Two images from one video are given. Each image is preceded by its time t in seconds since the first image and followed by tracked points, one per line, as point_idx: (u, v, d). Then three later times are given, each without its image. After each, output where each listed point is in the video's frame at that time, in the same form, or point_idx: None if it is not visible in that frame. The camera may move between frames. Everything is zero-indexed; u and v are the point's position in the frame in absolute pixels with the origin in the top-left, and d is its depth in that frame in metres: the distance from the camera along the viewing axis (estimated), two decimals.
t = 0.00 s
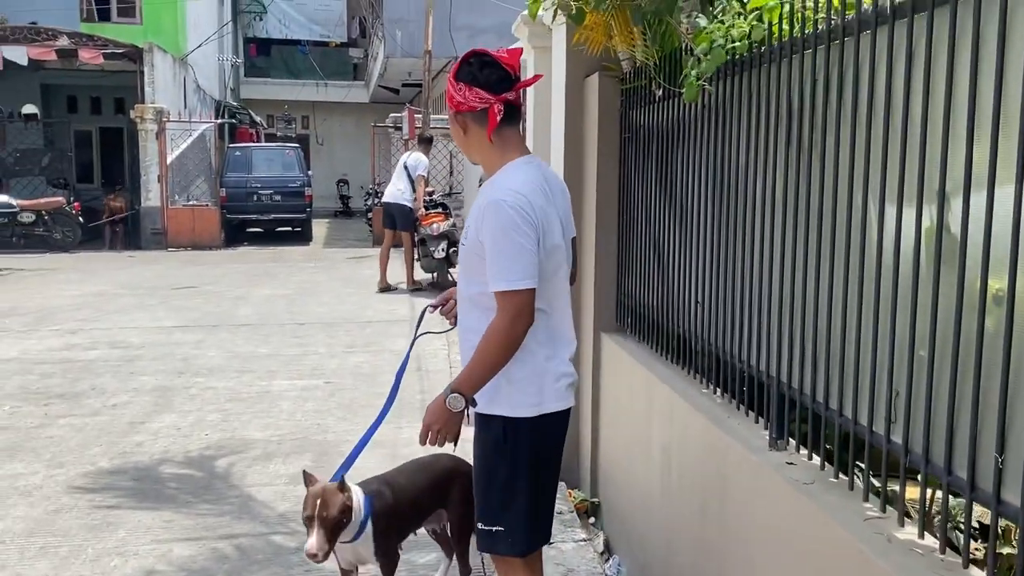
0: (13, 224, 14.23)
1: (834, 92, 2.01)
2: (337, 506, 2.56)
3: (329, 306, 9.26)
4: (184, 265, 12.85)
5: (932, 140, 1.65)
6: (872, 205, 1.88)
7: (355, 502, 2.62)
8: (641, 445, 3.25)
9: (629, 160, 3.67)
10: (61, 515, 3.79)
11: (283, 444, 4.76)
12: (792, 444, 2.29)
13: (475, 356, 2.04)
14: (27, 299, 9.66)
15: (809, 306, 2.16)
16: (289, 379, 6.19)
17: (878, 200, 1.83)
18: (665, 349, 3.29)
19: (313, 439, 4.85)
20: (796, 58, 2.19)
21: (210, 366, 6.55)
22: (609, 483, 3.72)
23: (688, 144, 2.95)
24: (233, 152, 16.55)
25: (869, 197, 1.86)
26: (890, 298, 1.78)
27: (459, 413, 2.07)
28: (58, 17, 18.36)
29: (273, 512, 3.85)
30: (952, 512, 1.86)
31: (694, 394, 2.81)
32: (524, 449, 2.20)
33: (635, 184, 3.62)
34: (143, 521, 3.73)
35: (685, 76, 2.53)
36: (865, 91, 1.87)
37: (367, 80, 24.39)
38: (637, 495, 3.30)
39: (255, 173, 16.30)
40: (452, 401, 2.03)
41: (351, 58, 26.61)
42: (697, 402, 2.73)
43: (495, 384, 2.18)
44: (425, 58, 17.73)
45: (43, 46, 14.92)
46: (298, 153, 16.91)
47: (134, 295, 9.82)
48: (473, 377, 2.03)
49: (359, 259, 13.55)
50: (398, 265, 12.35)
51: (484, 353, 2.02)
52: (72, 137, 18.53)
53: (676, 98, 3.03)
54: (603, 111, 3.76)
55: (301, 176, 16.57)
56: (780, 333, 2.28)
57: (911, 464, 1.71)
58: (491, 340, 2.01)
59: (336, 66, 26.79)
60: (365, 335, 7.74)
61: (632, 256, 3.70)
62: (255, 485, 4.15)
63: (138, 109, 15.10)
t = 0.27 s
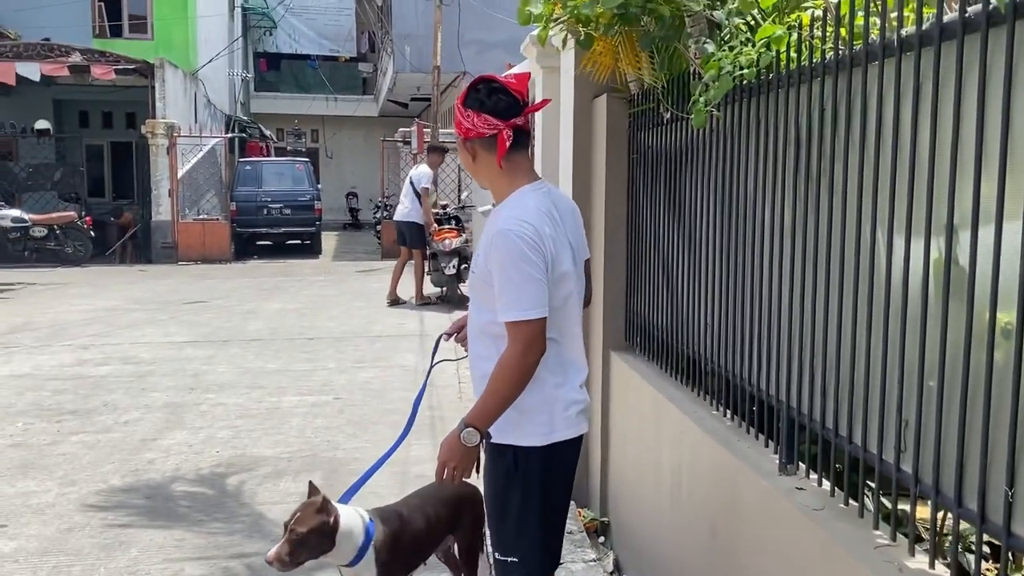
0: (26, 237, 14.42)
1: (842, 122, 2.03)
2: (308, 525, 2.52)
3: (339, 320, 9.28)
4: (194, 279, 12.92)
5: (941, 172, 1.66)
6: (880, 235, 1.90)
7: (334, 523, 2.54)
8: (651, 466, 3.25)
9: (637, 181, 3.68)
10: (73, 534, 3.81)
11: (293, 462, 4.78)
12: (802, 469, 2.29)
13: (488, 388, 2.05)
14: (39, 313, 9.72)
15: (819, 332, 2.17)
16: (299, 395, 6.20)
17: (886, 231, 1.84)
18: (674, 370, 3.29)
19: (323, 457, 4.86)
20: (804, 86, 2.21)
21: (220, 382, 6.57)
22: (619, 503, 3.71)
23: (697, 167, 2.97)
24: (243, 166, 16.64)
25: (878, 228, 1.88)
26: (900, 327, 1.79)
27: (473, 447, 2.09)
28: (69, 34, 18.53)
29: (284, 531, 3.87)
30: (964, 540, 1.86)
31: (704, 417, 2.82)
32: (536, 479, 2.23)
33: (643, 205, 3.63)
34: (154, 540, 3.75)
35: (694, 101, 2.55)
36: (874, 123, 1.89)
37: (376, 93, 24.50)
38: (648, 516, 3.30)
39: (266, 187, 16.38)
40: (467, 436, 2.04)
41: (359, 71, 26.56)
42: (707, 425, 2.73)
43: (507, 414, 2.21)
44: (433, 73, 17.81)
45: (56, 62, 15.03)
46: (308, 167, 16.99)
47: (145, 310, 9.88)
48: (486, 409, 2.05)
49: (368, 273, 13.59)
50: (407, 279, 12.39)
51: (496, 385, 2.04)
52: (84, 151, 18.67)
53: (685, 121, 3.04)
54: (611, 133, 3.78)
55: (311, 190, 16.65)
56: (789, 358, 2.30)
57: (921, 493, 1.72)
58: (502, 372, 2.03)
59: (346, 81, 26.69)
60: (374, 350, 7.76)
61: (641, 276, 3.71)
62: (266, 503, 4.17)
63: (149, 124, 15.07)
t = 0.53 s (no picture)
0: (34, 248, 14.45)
1: (850, 136, 2.03)
2: (301, 531, 2.52)
3: (345, 332, 9.29)
4: (202, 291, 12.95)
5: (950, 187, 1.66)
6: (889, 248, 1.90)
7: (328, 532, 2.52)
8: (659, 479, 3.24)
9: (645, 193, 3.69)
10: (81, 545, 3.82)
11: (300, 474, 4.78)
12: (812, 483, 2.29)
13: (499, 401, 2.06)
14: (47, 325, 9.76)
15: (829, 345, 2.16)
16: (305, 407, 6.20)
17: (896, 245, 1.84)
18: (682, 382, 3.29)
19: (330, 469, 4.86)
20: (812, 99, 2.22)
21: (227, 393, 6.57)
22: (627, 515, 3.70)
23: (705, 179, 2.97)
24: (250, 177, 16.74)
25: (887, 242, 1.88)
26: (910, 341, 1.79)
27: (485, 460, 2.09)
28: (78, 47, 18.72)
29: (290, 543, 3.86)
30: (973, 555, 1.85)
31: (712, 430, 2.81)
32: (543, 493, 2.23)
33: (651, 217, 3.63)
34: (161, 552, 3.75)
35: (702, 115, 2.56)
36: (882, 137, 1.89)
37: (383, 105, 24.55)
38: (656, 529, 3.28)
39: (273, 199, 16.45)
40: (479, 448, 2.06)
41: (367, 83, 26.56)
42: (715, 438, 2.73)
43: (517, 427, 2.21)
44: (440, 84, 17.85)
45: (65, 74, 15.11)
46: (315, 179, 17.05)
47: (153, 321, 9.90)
48: (496, 422, 2.05)
49: (374, 284, 13.61)
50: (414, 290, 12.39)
51: (508, 398, 2.04)
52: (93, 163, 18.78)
53: (692, 133, 3.05)
54: (619, 145, 3.79)
55: (318, 201, 16.68)
56: (798, 372, 2.29)
57: (933, 509, 1.71)
58: (513, 386, 2.03)
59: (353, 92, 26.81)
60: (380, 362, 7.75)
61: (649, 288, 3.70)
62: (273, 515, 4.16)
63: (158, 136, 15.38)
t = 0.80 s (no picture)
0: (41, 258, 14.50)
1: (860, 144, 2.04)
2: (306, 535, 2.57)
3: (351, 341, 9.30)
4: (208, 300, 12.97)
5: (961, 195, 1.67)
6: (899, 256, 1.90)
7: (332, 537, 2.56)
8: (666, 487, 3.24)
9: (652, 202, 3.68)
10: (88, 554, 3.81)
11: (306, 483, 4.77)
12: (821, 491, 2.28)
13: (509, 407, 2.06)
14: (54, 333, 9.78)
15: (838, 353, 2.16)
16: (312, 415, 6.20)
17: (905, 253, 1.84)
18: (690, 391, 3.27)
19: (336, 478, 4.86)
20: (820, 106, 2.22)
21: (234, 402, 6.57)
22: (636, 525, 3.68)
23: (712, 188, 2.96)
24: (256, 187, 16.71)
25: (897, 249, 1.88)
26: (920, 349, 1.79)
27: (496, 464, 2.10)
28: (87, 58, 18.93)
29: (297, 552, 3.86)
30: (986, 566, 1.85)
31: (722, 439, 2.79)
32: (551, 499, 2.22)
33: (658, 225, 3.63)
34: (168, 561, 3.74)
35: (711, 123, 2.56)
36: (891, 144, 1.89)
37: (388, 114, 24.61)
38: (663, 540, 3.27)
39: (278, 208, 16.47)
40: (488, 454, 2.07)
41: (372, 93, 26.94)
42: (725, 447, 2.72)
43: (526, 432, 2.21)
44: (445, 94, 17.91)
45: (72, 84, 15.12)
46: (321, 188, 17.06)
47: (159, 330, 9.91)
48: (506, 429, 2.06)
49: (380, 293, 13.62)
50: (419, 299, 12.39)
51: (517, 405, 2.05)
52: (100, 172, 18.84)
53: (700, 141, 3.04)
54: (625, 154, 3.79)
55: (324, 211, 16.70)
56: (807, 380, 2.29)
57: (944, 517, 1.71)
58: (523, 392, 2.04)
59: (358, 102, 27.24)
60: (386, 370, 7.75)
61: (656, 296, 3.70)
62: (280, 524, 4.16)
63: (164, 146, 15.17)
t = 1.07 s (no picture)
0: (47, 265, 14.53)
1: (869, 148, 2.03)
2: (314, 541, 2.55)
3: (356, 347, 9.30)
4: (213, 306, 12.98)
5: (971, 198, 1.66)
6: (908, 260, 1.90)
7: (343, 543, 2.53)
8: (673, 493, 3.23)
9: (659, 208, 3.68)
10: (93, 560, 3.81)
11: (311, 489, 4.77)
12: (830, 496, 2.27)
13: (519, 415, 2.05)
14: (60, 340, 9.80)
15: (847, 358, 2.16)
16: (317, 421, 6.20)
17: (915, 256, 1.84)
18: (697, 396, 3.26)
19: (342, 484, 4.85)
20: (828, 111, 2.22)
21: (239, 408, 6.57)
22: (642, 531, 3.67)
23: (720, 193, 2.96)
24: (261, 195, 16.75)
25: (906, 253, 1.87)
26: (931, 352, 1.78)
27: (506, 474, 2.09)
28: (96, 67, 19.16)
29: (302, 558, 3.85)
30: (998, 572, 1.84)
31: (729, 445, 2.78)
32: (556, 502, 2.22)
33: (665, 230, 3.62)
34: (174, 567, 3.74)
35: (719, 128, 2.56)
36: (901, 147, 1.89)
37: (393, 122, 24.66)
38: (671, 546, 3.25)
39: (283, 215, 16.48)
40: (499, 461, 2.05)
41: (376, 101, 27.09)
42: (733, 452, 2.71)
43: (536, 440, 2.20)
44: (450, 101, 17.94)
45: (78, 91, 15.16)
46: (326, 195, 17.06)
47: (164, 337, 9.93)
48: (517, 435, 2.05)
49: (385, 299, 13.62)
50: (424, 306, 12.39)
51: (527, 412, 2.04)
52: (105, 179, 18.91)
53: (707, 146, 3.04)
54: (632, 160, 3.79)
55: (329, 218, 16.69)
56: (816, 385, 2.29)
57: (955, 522, 1.70)
58: (533, 397, 2.03)
59: (363, 109, 27.44)
60: (391, 377, 7.75)
61: (662, 302, 3.69)
62: (285, 530, 4.15)
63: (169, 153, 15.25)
